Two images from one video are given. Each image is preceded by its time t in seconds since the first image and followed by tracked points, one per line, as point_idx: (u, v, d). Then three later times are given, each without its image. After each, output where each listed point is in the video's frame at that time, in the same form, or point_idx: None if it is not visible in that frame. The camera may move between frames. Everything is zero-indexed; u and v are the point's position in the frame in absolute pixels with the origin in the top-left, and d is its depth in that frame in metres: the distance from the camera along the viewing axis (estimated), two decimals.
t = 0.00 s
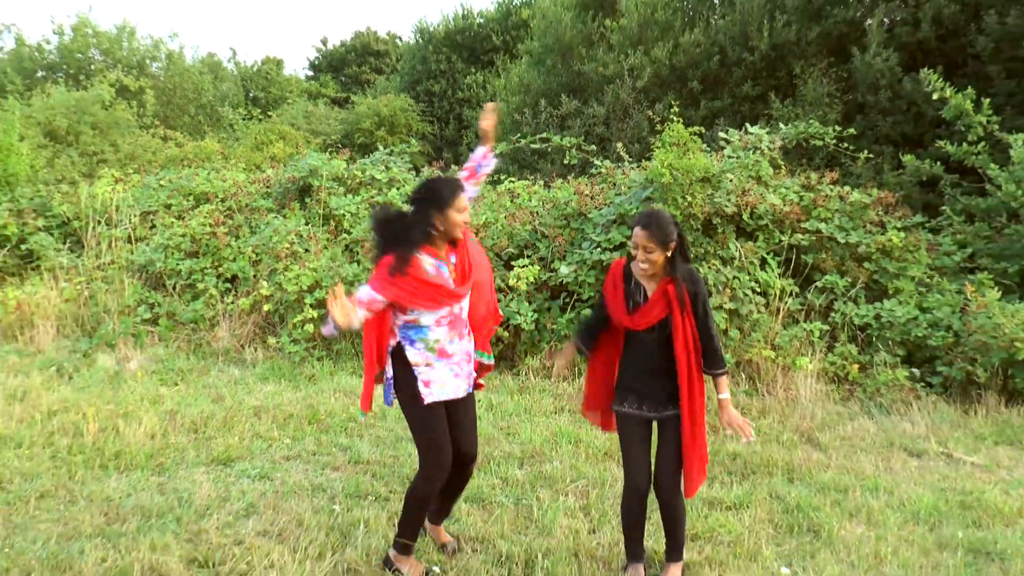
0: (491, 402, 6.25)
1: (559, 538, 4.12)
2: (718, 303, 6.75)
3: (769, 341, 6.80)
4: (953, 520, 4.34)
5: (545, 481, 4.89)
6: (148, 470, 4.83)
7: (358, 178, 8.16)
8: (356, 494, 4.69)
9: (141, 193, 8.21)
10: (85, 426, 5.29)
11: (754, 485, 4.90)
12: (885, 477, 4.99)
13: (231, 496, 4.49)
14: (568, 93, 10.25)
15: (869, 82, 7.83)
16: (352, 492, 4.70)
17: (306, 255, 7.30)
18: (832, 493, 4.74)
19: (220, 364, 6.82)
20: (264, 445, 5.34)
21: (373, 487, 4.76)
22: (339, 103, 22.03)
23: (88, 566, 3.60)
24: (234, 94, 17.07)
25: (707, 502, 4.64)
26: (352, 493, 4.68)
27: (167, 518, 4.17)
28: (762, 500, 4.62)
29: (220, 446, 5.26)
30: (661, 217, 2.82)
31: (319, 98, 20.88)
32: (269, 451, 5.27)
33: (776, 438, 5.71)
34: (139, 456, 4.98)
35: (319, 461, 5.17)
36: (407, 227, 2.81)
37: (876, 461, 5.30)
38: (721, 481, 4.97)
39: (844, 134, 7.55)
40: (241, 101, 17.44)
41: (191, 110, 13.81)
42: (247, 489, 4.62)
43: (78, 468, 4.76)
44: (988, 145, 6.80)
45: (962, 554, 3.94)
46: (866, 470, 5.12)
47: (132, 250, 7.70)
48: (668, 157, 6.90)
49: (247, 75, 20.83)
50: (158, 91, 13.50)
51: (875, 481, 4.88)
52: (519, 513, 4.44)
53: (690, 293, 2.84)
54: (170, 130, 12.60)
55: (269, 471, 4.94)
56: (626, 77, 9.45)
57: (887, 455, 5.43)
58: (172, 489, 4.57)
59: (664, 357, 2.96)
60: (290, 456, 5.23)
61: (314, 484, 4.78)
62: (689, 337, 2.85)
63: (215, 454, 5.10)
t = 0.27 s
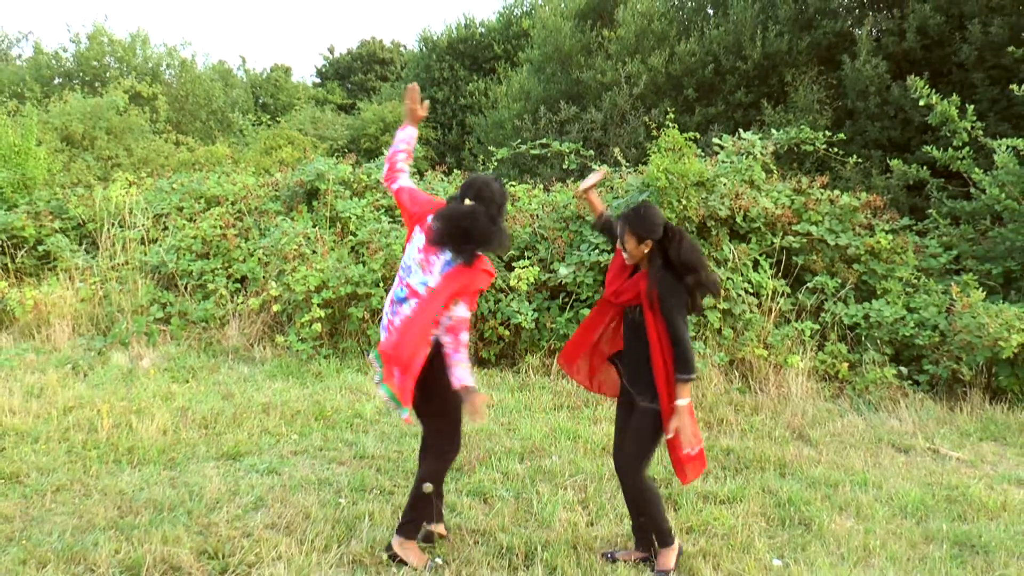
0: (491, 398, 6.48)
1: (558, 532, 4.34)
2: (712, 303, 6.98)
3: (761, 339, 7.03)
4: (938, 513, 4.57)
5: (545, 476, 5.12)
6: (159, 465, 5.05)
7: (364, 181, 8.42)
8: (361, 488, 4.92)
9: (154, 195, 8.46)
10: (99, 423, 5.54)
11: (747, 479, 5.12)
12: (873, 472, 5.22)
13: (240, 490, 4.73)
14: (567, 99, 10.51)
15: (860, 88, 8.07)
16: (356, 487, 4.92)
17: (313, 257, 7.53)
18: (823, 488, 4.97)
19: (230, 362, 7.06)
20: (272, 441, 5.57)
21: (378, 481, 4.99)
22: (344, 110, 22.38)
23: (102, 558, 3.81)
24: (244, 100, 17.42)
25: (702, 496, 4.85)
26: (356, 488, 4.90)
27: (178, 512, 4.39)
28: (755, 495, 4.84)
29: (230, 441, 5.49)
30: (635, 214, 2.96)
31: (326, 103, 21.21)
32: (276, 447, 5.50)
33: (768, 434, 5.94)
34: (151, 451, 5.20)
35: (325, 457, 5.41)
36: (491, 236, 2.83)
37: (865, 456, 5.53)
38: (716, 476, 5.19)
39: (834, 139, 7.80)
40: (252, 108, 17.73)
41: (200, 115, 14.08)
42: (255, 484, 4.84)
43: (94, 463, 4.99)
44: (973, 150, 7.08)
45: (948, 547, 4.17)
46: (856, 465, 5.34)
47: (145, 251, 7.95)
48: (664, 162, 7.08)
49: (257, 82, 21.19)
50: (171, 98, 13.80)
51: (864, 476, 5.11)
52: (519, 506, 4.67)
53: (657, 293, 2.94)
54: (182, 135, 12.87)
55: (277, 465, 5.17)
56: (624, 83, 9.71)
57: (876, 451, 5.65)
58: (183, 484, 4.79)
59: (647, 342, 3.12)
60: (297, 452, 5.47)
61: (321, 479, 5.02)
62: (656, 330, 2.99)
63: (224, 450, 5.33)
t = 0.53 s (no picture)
0: (489, 405, 6.13)
1: (559, 545, 3.97)
2: (719, 305, 6.66)
3: (771, 343, 6.67)
4: (958, 524, 4.22)
5: (544, 486, 4.76)
6: (143, 474, 4.69)
7: (356, 178, 8.10)
8: (354, 498, 4.54)
9: (136, 193, 8.13)
10: (78, 431, 5.19)
11: (756, 490, 4.76)
12: (890, 482, 4.87)
13: (227, 501, 4.34)
14: (567, 93, 10.19)
15: (872, 83, 7.76)
16: (348, 497, 4.54)
17: (302, 257, 7.19)
18: (835, 498, 4.61)
19: (216, 367, 6.71)
20: (260, 449, 5.20)
21: (371, 491, 4.61)
22: (337, 104, 22.07)
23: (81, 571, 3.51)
24: (229, 95, 17.04)
25: (709, 506, 4.49)
26: (348, 498, 4.52)
27: (162, 523, 4.04)
28: (765, 505, 4.48)
29: (216, 449, 5.14)
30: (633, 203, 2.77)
31: (318, 97, 20.89)
32: (264, 456, 5.12)
33: (779, 442, 5.58)
34: (133, 460, 4.84)
35: (315, 466, 5.01)
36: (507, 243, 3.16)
37: (881, 465, 5.18)
38: (723, 485, 4.82)
39: (846, 134, 7.46)
40: (236, 101, 17.37)
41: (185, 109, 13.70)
42: (242, 494, 4.45)
43: (71, 473, 4.62)
44: (992, 145, 6.70)
45: (967, 560, 3.82)
46: (871, 474, 5.01)
47: (127, 252, 7.60)
48: (668, 158, 6.89)
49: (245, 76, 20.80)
50: (155, 92, 13.41)
51: (879, 487, 4.75)
52: (519, 517, 4.31)
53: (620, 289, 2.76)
54: (168, 131, 12.53)
55: (266, 475, 4.77)
56: (626, 77, 9.41)
57: (892, 459, 5.29)
58: (167, 494, 4.42)
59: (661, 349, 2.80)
60: (287, 460, 5.09)
61: (312, 488, 4.63)
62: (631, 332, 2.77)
63: (210, 459, 4.97)
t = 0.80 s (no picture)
0: (486, 414, 5.58)
1: (563, 565, 3.46)
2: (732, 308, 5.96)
3: (788, 348, 6.02)
4: (990, 544, 3.62)
5: (546, 501, 4.18)
6: (113, 490, 4.07)
7: (344, 172, 7.58)
8: (341, 514, 3.94)
9: (107, 188, 7.62)
10: (44, 442, 4.54)
11: (771, 505, 4.14)
12: (914, 497, 4.21)
13: (205, 517, 3.78)
14: (569, 81, 9.69)
15: (895, 72, 7.30)
16: (335, 513, 3.94)
17: (286, 255, 6.67)
18: (857, 514, 4.01)
19: (193, 373, 6.17)
20: (241, 462, 4.55)
21: (362, 506, 4.00)
22: (323, 92, 21.61)
23: None
24: (207, 82, 16.44)
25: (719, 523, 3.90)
26: (335, 515, 3.92)
27: (134, 542, 3.51)
28: (781, 521, 3.89)
29: (193, 462, 4.50)
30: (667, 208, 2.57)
31: (304, 85, 20.41)
32: (246, 469, 4.48)
33: (797, 454, 4.93)
34: (103, 474, 4.22)
35: (301, 479, 4.39)
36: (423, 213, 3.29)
37: (904, 481, 4.47)
38: (737, 501, 4.20)
39: (869, 125, 6.94)
40: (213, 90, 16.73)
41: (163, 98, 13.13)
42: (222, 511, 3.87)
43: (34, 489, 4.03)
44: None
45: None
46: (894, 489, 4.33)
47: (98, 250, 7.09)
48: (678, 149, 6.18)
49: (224, 61, 20.15)
50: (126, 78, 12.79)
51: (905, 501, 4.11)
52: (518, 534, 3.77)
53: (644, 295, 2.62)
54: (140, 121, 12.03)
55: (247, 489, 4.18)
56: (633, 63, 8.93)
57: (919, 474, 4.62)
58: (139, 512, 3.82)
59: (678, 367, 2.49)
60: (270, 474, 4.45)
61: (296, 502, 4.03)
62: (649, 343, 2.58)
63: (187, 472, 4.35)
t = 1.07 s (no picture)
0: (484, 422, 5.14)
1: None
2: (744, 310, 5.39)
3: (803, 352, 5.43)
4: None
5: (547, 514, 3.75)
6: (86, 502, 3.58)
7: (332, 165, 7.27)
8: (331, 527, 3.48)
9: (81, 182, 7.21)
10: (12, 451, 4.03)
11: (786, 519, 3.56)
12: (939, 511, 3.62)
13: (185, 531, 3.31)
14: (571, 70, 9.29)
15: (918, 61, 6.92)
16: (323, 527, 3.47)
17: (271, 255, 6.26)
18: (876, 528, 3.43)
19: (173, 379, 5.74)
20: (223, 472, 4.04)
21: (352, 519, 3.53)
22: (312, 82, 21.19)
23: None
24: (187, 70, 15.97)
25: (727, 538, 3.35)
26: (323, 529, 3.45)
27: (110, 557, 3.07)
28: (796, 536, 3.34)
29: (173, 472, 3.96)
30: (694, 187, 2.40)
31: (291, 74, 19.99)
32: (228, 481, 3.96)
33: (812, 465, 4.29)
34: (77, 485, 3.72)
35: (287, 491, 3.88)
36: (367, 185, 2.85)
37: (929, 493, 3.90)
38: (748, 514, 3.61)
39: (890, 116, 6.52)
40: (193, 78, 16.20)
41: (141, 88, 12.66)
42: (203, 524, 3.40)
43: (1, 503, 3.52)
44: None
45: None
46: (916, 501, 3.74)
47: (71, 249, 6.67)
48: (687, 142, 5.84)
49: (204, 49, 19.60)
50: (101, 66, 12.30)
51: (927, 515, 3.53)
52: (516, 548, 3.36)
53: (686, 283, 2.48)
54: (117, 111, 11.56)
55: (230, 501, 3.69)
56: (639, 51, 8.53)
57: (944, 486, 4.04)
58: (115, 526, 3.34)
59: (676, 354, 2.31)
60: (254, 486, 3.95)
61: (282, 516, 3.55)
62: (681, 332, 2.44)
63: (166, 482, 3.82)
